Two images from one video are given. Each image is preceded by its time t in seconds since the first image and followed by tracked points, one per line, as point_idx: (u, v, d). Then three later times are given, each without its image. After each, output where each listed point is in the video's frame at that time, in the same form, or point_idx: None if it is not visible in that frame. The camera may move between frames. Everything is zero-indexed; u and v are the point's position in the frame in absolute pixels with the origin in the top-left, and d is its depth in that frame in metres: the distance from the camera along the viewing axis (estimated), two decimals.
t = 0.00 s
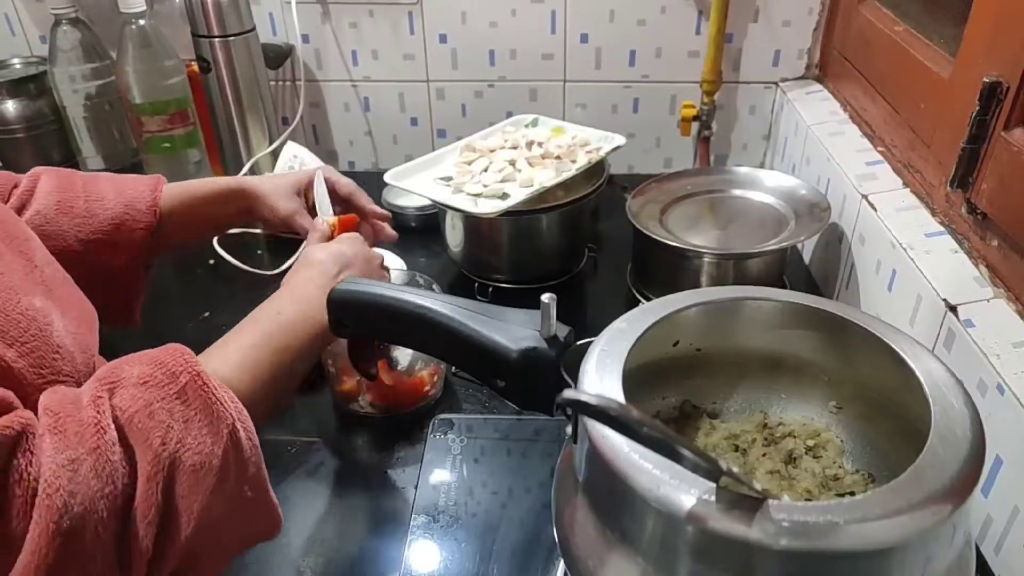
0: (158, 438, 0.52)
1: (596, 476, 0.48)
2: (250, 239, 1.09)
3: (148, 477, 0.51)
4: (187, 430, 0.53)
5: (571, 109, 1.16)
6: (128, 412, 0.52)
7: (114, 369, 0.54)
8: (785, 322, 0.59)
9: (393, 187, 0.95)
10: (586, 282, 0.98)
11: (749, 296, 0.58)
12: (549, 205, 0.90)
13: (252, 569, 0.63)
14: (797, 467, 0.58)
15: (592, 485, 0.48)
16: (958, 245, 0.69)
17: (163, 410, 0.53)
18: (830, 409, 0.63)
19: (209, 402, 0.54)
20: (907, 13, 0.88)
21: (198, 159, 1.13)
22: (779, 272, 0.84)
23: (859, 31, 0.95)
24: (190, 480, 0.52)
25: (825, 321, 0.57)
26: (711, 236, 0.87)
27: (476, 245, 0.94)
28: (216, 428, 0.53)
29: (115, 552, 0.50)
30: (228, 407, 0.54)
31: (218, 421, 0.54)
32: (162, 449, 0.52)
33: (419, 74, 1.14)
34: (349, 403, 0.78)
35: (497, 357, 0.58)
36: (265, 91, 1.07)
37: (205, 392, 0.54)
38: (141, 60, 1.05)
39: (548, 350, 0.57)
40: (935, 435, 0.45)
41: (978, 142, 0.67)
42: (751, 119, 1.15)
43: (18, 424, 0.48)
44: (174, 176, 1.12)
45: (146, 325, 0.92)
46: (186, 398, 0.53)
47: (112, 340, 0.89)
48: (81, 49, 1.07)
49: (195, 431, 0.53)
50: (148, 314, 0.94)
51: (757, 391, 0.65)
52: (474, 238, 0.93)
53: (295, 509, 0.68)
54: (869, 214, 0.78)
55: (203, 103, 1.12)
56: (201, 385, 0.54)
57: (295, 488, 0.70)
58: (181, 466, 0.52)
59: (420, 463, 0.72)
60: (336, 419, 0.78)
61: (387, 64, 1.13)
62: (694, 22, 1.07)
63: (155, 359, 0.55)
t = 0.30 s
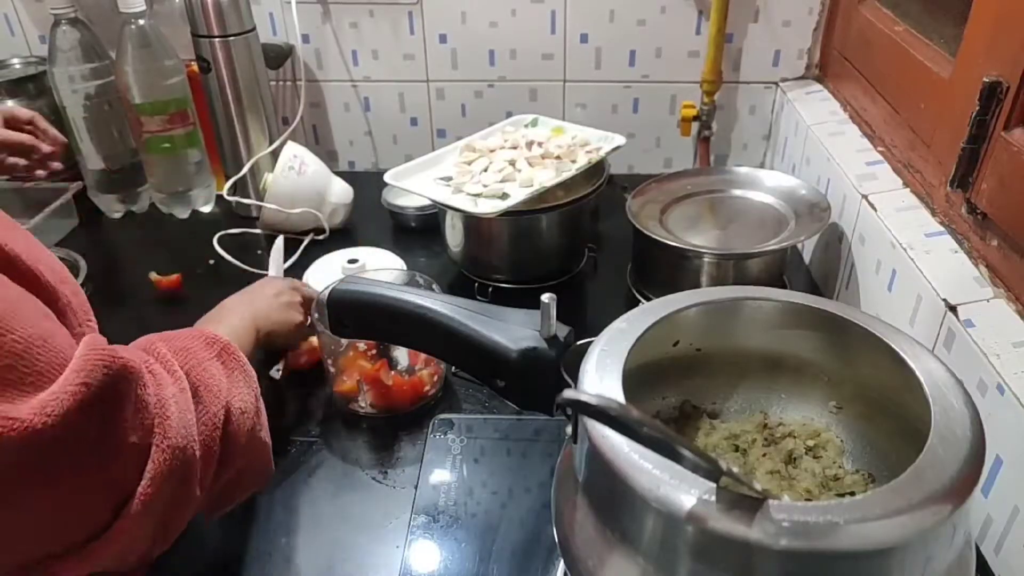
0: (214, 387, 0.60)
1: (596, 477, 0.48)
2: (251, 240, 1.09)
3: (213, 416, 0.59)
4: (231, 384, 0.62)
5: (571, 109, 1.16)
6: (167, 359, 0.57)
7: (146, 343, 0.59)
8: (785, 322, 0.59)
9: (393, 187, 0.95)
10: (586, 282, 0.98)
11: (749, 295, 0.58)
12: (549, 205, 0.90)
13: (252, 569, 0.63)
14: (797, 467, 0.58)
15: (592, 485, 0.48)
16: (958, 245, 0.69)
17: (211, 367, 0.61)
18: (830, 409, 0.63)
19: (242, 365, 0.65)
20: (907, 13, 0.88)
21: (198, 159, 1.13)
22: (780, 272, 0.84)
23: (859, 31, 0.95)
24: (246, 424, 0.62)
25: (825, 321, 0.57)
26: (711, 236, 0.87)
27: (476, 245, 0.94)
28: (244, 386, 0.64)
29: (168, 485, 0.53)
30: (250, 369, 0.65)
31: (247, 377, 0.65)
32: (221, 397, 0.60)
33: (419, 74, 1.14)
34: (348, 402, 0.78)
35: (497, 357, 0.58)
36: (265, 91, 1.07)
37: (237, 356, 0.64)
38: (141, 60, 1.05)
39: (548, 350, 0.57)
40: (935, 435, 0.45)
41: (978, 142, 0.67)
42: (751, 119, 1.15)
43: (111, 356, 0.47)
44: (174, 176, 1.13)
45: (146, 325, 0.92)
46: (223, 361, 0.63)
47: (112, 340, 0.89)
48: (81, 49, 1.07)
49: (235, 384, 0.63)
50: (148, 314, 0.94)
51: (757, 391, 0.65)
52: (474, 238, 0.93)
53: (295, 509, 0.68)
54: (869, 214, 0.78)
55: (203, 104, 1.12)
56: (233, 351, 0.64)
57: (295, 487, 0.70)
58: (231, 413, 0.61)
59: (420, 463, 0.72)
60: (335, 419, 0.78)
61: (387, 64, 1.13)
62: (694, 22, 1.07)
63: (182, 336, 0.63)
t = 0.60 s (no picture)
0: (174, 398, 0.55)
1: (596, 477, 0.48)
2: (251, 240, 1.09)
3: (173, 432, 0.54)
4: (192, 391, 0.57)
5: (571, 109, 1.16)
6: (116, 373, 0.52)
7: (94, 354, 0.53)
8: (784, 322, 0.59)
9: (393, 187, 0.95)
10: (586, 282, 0.98)
11: (749, 296, 0.58)
12: (549, 206, 0.90)
13: (251, 568, 0.63)
14: (797, 468, 0.57)
15: (592, 485, 0.48)
16: (958, 245, 0.69)
17: (168, 374, 0.55)
18: (830, 409, 0.63)
19: (202, 365, 0.59)
20: (908, 13, 0.87)
21: (198, 159, 1.13)
22: (780, 272, 0.84)
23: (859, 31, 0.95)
24: (213, 430, 0.58)
25: (825, 321, 0.57)
26: (711, 236, 0.87)
27: (476, 245, 0.94)
28: (209, 388, 0.59)
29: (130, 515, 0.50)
30: (213, 369, 0.60)
31: (212, 380, 0.59)
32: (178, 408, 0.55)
33: (419, 74, 1.14)
34: (349, 403, 0.78)
35: (497, 357, 0.58)
36: (265, 91, 1.07)
37: (195, 356, 0.58)
38: (140, 60, 1.05)
39: (548, 350, 0.57)
40: (935, 435, 0.45)
41: (978, 142, 0.66)
42: (751, 119, 1.15)
43: (62, 387, 0.43)
44: (174, 176, 1.13)
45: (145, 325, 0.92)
46: (181, 364, 0.57)
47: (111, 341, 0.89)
48: (81, 49, 1.07)
49: (197, 389, 0.58)
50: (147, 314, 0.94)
51: (757, 391, 0.65)
52: (474, 238, 0.93)
53: (295, 509, 0.68)
54: (869, 214, 0.78)
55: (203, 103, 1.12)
56: (189, 350, 0.58)
57: (295, 487, 0.70)
58: (195, 422, 0.56)
59: (420, 463, 0.72)
60: (336, 419, 0.78)
61: (387, 64, 1.13)
62: (694, 22, 1.07)
63: (133, 335, 0.56)
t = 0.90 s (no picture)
0: (110, 505, 0.47)
1: (596, 477, 0.48)
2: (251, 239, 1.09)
3: (99, 543, 0.47)
4: (141, 494, 0.48)
5: (571, 109, 1.16)
6: (56, 464, 0.45)
7: (65, 419, 0.48)
8: (784, 322, 0.59)
9: (393, 187, 0.95)
10: (586, 282, 0.98)
11: (750, 296, 0.58)
12: (549, 206, 0.90)
13: (251, 568, 0.63)
14: (796, 468, 0.57)
15: (592, 485, 0.48)
16: (958, 245, 0.69)
17: (118, 475, 0.47)
18: (829, 409, 0.63)
19: (167, 463, 0.49)
20: (907, 13, 0.88)
21: (198, 159, 1.13)
22: (780, 272, 0.84)
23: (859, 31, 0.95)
24: (157, 540, 0.49)
25: (825, 322, 0.57)
26: (711, 236, 0.87)
27: (476, 245, 0.94)
28: (169, 492, 0.49)
29: None
30: (184, 468, 0.50)
31: (171, 486, 0.49)
32: (117, 513, 0.47)
33: (419, 74, 1.14)
34: (349, 403, 0.78)
35: (497, 357, 0.58)
36: (265, 91, 1.07)
37: (162, 452, 0.49)
38: (141, 60, 1.05)
39: (548, 350, 0.57)
40: (935, 435, 0.45)
41: (978, 142, 0.67)
42: (751, 119, 1.15)
43: None
44: (174, 176, 1.13)
45: (145, 325, 0.92)
46: (142, 462, 0.48)
47: (111, 341, 0.89)
48: (81, 49, 1.07)
49: (148, 495, 0.49)
50: (147, 314, 0.94)
51: (757, 392, 0.65)
52: (474, 238, 0.93)
53: (295, 508, 0.68)
54: (869, 214, 0.78)
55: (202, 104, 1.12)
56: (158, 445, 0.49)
57: (294, 487, 0.70)
58: (133, 529, 0.48)
59: (420, 464, 0.72)
60: (336, 419, 0.78)
61: (387, 64, 1.13)
62: (694, 22, 1.07)
63: (109, 410, 0.49)
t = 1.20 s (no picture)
0: (111, 479, 0.47)
1: (596, 477, 0.48)
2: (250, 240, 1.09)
3: (100, 518, 0.47)
4: (143, 471, 0.48)
5: (571, 109, 1.16)
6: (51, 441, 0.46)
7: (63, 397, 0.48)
8: (784, 322, 0.59)
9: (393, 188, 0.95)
10: (586, 282, 0.98)
11: (750, 296, 0.58)
12: (549, 206, 0.90)
13: (251, 567, 0.63)
14: (797, 468, 0.57)
15: (591, 485, 0.48)
16: (958, 245, 0.69)
17: (119, 450, 0.47)
18: (829, 409, 0.63)
19: (168, 440, 0.48)
20: (907, 13, 0.87)
21: (198, 159, 1.13)
22: (779, 272, 0.84)
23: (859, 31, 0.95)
24: (162, 514, 0.49)
25: (825, 321, 0.57)
26: (711, 236, 0.87)
27: (476, 245, 0.94)
28: (172, 470, 0.49)
29: None
30: (189, 446, 0.49)
31: (176, 462, 0.49)
32: (118, 490, 0.47)
33: (418, 74, 1.14)
34: (348, 403, 0.78)
35: (497, 357, 0.58)
36: (265, 91, 1.07)
37: (167, 426, 0.49)
38: (141, 60, 1.05)
39: (548, 350, 0.57)
40: (935, 435, 0.45)
41: (978, 142, 0.67)
42: (751, 119, 1.15)
43: None
44: (175, 176, 1.13)
45: (145, 325, 0.92)
46: (144, 437, 0.48)
47: (112, 340, 0.89)
48: (81, 49, 1.07)
49: (151, 472, 0.48)
50: (147, 314, 0.94)
51: (757, 392, 0.65)
52: (474, 238, 0.93)
53: (295, 508, 0.68)
54: (869, 214, 0.78)
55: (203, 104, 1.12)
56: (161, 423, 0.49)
57: (294, 487, 0.70)
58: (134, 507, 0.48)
59: (420, 464, 0.72)
60: (336, 419, 0.78)
61: (387, 64, 1.13)
62: (694, 22, 1.07)
63: (110, 385, 0.49)
